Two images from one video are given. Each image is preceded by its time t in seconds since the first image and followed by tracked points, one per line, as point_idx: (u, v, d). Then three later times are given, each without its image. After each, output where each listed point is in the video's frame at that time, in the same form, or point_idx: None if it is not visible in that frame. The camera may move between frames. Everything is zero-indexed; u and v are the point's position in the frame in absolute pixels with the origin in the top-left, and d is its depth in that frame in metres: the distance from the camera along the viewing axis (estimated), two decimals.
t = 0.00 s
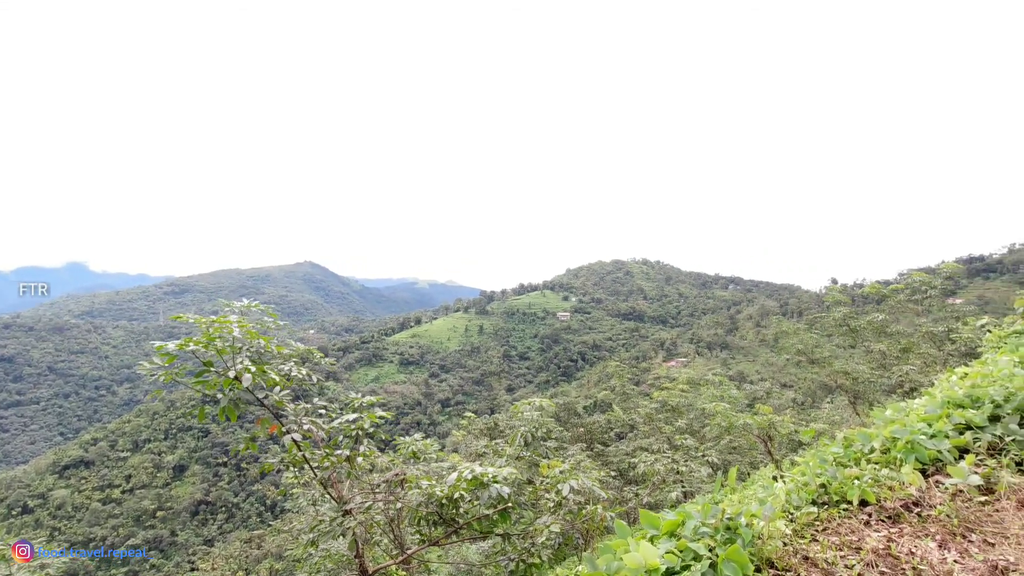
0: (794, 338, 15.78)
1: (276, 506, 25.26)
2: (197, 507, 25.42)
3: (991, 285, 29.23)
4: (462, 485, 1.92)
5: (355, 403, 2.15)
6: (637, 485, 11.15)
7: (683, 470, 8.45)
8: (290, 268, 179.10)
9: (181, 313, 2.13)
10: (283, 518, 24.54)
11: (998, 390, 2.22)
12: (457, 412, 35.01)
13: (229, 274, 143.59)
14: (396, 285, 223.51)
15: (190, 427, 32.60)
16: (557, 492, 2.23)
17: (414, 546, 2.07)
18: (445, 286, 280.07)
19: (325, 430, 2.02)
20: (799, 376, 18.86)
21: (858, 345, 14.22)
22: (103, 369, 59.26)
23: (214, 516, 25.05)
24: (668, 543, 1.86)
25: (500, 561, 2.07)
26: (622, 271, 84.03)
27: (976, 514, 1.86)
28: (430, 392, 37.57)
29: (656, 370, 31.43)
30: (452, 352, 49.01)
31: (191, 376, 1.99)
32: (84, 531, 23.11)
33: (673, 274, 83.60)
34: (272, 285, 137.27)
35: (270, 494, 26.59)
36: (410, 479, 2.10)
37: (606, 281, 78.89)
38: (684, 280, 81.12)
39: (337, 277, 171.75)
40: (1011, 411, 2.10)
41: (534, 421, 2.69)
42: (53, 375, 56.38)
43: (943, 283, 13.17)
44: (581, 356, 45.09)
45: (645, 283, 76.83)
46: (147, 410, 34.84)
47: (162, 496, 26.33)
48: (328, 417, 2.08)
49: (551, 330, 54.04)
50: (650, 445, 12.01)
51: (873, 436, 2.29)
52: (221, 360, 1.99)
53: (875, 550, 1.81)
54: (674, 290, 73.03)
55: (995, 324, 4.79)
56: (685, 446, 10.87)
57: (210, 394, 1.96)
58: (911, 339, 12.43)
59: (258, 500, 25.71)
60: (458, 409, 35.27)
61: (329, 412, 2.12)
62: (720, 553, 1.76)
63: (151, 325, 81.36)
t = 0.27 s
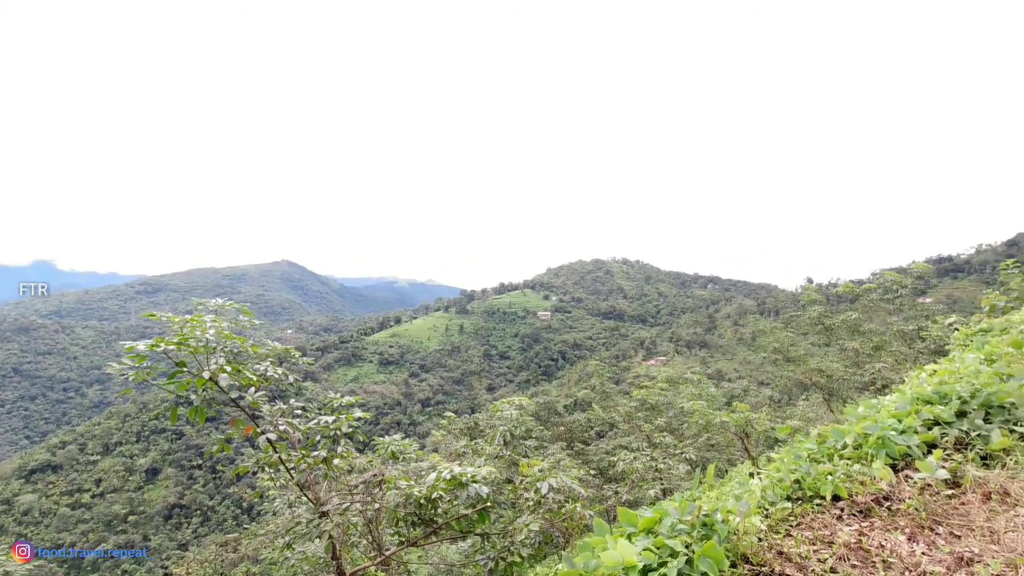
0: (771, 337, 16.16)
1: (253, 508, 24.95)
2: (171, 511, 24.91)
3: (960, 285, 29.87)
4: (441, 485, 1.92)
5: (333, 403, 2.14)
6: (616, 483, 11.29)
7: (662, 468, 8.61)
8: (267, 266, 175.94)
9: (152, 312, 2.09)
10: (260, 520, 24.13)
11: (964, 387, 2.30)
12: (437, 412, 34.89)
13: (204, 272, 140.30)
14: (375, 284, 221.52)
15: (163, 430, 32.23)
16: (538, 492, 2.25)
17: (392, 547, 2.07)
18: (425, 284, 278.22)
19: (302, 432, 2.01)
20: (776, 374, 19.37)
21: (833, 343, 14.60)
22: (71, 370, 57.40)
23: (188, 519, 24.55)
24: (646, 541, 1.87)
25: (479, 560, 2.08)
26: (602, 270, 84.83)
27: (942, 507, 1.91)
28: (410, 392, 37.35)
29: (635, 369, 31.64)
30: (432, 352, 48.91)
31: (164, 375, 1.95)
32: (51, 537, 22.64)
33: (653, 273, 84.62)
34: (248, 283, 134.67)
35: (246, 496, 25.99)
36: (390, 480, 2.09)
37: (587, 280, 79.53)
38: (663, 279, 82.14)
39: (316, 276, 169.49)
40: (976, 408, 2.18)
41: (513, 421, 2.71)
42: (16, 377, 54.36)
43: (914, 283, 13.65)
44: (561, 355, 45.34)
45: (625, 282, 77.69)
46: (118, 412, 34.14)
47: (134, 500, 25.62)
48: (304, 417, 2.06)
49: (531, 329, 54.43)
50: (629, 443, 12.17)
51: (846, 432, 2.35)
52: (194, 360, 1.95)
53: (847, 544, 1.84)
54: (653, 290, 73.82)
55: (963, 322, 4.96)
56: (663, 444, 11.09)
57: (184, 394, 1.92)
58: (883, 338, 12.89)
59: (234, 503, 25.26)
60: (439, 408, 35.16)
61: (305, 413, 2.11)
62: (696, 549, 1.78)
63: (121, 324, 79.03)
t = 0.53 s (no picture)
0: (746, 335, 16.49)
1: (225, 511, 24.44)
2: (139, 516, 24.25)
3: (926, 285, 30.55)
4: (417, 484, 1.91)
5: (309, 404, 2.13)
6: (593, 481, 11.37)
7: (638, 466, 8.71)
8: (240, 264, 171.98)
9: (120, 312, 2.05)
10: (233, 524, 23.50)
11: (929, 383, 2.38)
12: (415, 411, 34.64)
13: (174, 270, 136.41)
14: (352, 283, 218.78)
15: (132, 432, 31.65)
16: (515, 491, 2.25)
17: (368, 548, 2.06)
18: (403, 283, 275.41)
19: (276, 432, 1.99)
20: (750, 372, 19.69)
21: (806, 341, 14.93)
22: (32, 372, 55.19)
23: (158, 524, 23.88)
24: (621, 538, 1.87)
25: (457, 560, 2.08)
26: (580, 269, 85.52)
27: (909, 500, 1.97)
28: (387, 392, 37.02)
29: (613, 368, 31.79)
30: (410, 352, 48.69)
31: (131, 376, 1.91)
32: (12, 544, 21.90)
33: (630, 273, 85.59)
34: (221, 282, 131.26)
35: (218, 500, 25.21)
36: (365, 482, 2.08)
37: (565, 279, 80.01)
38: (640, 278, 83.09)
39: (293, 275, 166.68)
40: (940, 403, 2.26)
41: (489, 420, 2.71)
42: None
43: (883, 282, 14.07)
44: (539, 353, 45.46)
45: (603, 281, 78.51)
46: (84, 415, 33.24)
47: (101, 505, 24.93)
48: (277, 419, 2.04)
49: (510, 328, 54.63)
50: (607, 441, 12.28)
51: (817, 428, 2.40)
52: (164, 361, 1.91)
53: (818, 537, 1.88)
54: (630, 289, 74.59)
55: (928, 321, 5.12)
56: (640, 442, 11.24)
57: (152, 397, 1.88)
58: (853, 335, 13.23)
59: (206, 507, 24.63)
60: (416, 408, 34.94)
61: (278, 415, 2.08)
62: (671, 546, 1.79)
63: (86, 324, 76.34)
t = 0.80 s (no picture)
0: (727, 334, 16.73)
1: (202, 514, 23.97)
2: (113, 520, 23.64)
3: (900, 284, 31.01)
4: (397, 485, 1.90)
5: (288, 404, 2.11)
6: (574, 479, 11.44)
7: (619, 465, 8.78)
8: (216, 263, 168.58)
9: (92, 310, 2.01)
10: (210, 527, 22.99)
11: (901, 380, 2.44)
12: (396, 411, 34.41)
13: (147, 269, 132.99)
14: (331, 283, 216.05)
15: (104, 435, 30.92)
16: (494, 491, 2.26)
17: (347, 549, 2.05)
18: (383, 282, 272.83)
19: (256, 434, 1.97)
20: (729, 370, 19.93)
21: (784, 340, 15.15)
22: None
23: (132, 528, 23.28)
24: (601, 536, 1.88)
25: (438, 561, 2.09)
26: (562, 268, 86.03)
27: (881, 495, 2.01)
28: (367, 392, 36.71)
29: (594, 367, 31.88)
30: (390, 351, 48.44)
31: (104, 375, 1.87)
32: None
33: (610, 272, 86.34)
34: (198, 281, 128.72)
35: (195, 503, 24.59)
36: (344, 482, 2.07)
37: (546, 279, 80.38)
38: (621, 277, 83.88)
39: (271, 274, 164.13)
40: (912, 399, 2.32)
41: (470, 419, 2.72)
42: None
43: (858, 282, 14.38)
44: (521, 353, 45.57)
45: (584, 280, 79.11)
46: (53, 418, 32.37)
47: (72, 510, 24.39)
48: (256, 420, 2.02)
49: (491, 328, 54.76)
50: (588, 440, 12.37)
51: (794, 426, 2.44)
52: (138, 361, 1.88)
53: (794, 532, 1.91)
54: (611, 288, 75.33)
55: (900, 319, 5.22)
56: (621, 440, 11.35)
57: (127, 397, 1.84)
58: (829, 334, 13.49)
59: (182, 510, 24.05)
60: (397, 408, 34.71)
61: (256, 415, 2.06)
62: (650, 542, 1.81)
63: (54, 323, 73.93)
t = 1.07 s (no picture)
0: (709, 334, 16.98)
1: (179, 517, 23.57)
2: (86, 524, 23.09)
3: (875, 284, 31.41)
4: (377, 486, 1.89)
5: (268, 403, 2.09)
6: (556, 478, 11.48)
7: (601, 462, 8.86)
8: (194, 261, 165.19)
9: (62, 309, 1.95)
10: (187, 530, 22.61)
11: (875, 377, 2.49)
12: (377, 411, 34.21)
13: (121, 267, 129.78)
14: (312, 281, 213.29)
15: (76, 438, 30.08)
16: (477, 490, 2.25)
17: (329, 550, 2.03)
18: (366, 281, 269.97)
19: (234, 434, 1.94)
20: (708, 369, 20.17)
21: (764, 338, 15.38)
22: None
23: (106, 532, 22.75)
24: (583, 534, 1.88)
25: (420, 562, 2.09)
26: (544, 268, 86.37)
27: (856, 490, 2.04)
28: (348, 391, 36.42)
29: (577, 365, 31.94)
30: (372, 351, 48.12)
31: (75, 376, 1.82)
32: None
33: (593, 271, 86.90)
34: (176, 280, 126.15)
35: (171, 505, 24.14)
36: (323, 482, 2.04)
37: (529, 278, 80.57)
38: (603, 276, 84.48)
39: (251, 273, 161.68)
40: (885, 396, 2.36)
41: (451, 418, 2.72)
42: None
43: (835, 281, 14.68)
44: (504, 351, 45.72)
45: (566, 279, 79.50)
46: (22, 421, 31.41)
47: (43, 514, 23.83)
48: (233, 422, 1.99)
49: (474, 327, 54.81)
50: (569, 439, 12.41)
51: (772, 422, 2.48)
52: (111, 360, 1.83)
53: (772, 528, 1.94)
54: (593, 287, 75.85)
55: (874, 317, 5.32)
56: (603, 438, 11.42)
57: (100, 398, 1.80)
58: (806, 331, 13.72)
59: (158, 513, 23.56)
60: (378, 408, 34.51)
61: (234, 415, 2.03)
62: (632, 540, 1.81)
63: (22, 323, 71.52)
